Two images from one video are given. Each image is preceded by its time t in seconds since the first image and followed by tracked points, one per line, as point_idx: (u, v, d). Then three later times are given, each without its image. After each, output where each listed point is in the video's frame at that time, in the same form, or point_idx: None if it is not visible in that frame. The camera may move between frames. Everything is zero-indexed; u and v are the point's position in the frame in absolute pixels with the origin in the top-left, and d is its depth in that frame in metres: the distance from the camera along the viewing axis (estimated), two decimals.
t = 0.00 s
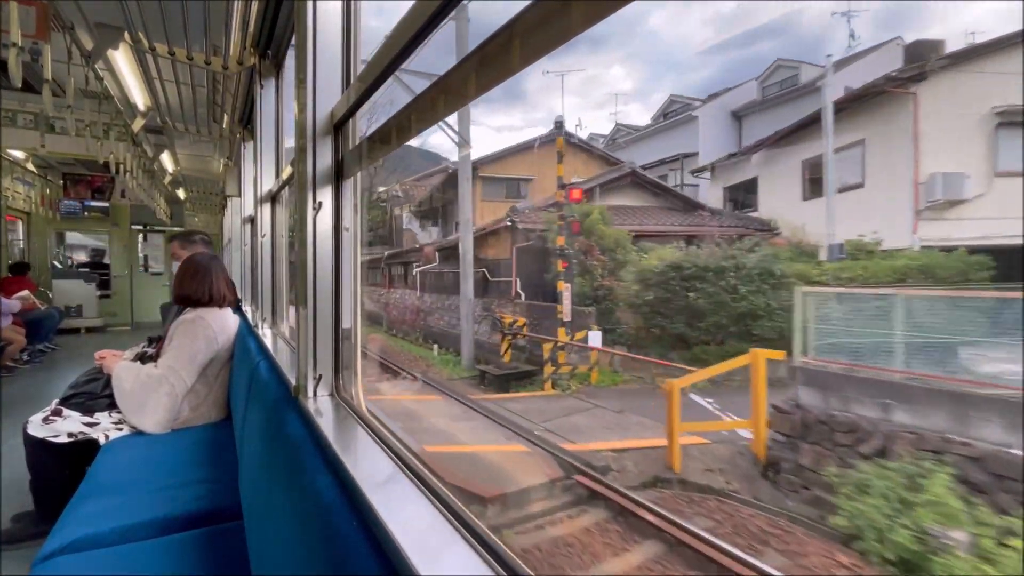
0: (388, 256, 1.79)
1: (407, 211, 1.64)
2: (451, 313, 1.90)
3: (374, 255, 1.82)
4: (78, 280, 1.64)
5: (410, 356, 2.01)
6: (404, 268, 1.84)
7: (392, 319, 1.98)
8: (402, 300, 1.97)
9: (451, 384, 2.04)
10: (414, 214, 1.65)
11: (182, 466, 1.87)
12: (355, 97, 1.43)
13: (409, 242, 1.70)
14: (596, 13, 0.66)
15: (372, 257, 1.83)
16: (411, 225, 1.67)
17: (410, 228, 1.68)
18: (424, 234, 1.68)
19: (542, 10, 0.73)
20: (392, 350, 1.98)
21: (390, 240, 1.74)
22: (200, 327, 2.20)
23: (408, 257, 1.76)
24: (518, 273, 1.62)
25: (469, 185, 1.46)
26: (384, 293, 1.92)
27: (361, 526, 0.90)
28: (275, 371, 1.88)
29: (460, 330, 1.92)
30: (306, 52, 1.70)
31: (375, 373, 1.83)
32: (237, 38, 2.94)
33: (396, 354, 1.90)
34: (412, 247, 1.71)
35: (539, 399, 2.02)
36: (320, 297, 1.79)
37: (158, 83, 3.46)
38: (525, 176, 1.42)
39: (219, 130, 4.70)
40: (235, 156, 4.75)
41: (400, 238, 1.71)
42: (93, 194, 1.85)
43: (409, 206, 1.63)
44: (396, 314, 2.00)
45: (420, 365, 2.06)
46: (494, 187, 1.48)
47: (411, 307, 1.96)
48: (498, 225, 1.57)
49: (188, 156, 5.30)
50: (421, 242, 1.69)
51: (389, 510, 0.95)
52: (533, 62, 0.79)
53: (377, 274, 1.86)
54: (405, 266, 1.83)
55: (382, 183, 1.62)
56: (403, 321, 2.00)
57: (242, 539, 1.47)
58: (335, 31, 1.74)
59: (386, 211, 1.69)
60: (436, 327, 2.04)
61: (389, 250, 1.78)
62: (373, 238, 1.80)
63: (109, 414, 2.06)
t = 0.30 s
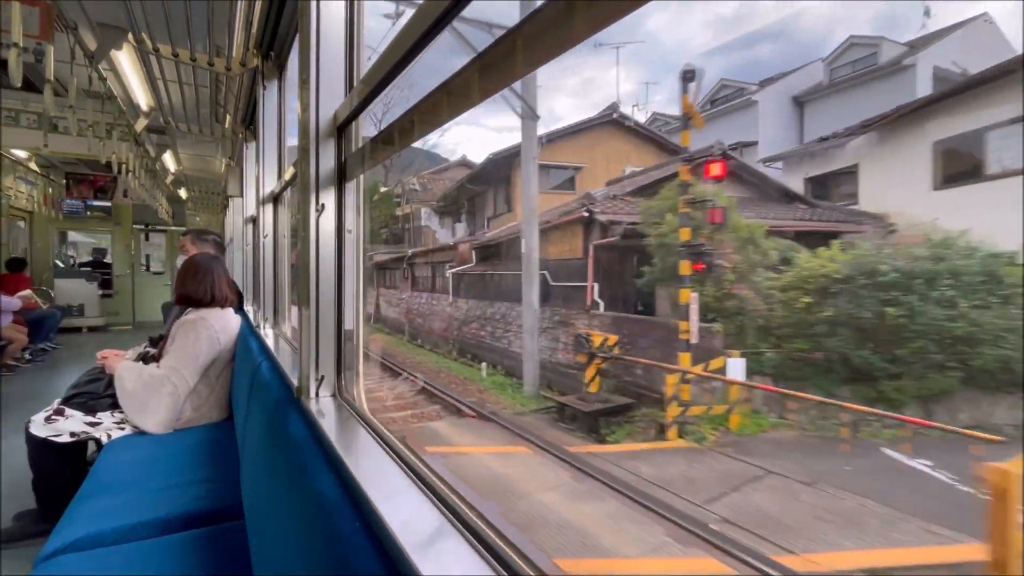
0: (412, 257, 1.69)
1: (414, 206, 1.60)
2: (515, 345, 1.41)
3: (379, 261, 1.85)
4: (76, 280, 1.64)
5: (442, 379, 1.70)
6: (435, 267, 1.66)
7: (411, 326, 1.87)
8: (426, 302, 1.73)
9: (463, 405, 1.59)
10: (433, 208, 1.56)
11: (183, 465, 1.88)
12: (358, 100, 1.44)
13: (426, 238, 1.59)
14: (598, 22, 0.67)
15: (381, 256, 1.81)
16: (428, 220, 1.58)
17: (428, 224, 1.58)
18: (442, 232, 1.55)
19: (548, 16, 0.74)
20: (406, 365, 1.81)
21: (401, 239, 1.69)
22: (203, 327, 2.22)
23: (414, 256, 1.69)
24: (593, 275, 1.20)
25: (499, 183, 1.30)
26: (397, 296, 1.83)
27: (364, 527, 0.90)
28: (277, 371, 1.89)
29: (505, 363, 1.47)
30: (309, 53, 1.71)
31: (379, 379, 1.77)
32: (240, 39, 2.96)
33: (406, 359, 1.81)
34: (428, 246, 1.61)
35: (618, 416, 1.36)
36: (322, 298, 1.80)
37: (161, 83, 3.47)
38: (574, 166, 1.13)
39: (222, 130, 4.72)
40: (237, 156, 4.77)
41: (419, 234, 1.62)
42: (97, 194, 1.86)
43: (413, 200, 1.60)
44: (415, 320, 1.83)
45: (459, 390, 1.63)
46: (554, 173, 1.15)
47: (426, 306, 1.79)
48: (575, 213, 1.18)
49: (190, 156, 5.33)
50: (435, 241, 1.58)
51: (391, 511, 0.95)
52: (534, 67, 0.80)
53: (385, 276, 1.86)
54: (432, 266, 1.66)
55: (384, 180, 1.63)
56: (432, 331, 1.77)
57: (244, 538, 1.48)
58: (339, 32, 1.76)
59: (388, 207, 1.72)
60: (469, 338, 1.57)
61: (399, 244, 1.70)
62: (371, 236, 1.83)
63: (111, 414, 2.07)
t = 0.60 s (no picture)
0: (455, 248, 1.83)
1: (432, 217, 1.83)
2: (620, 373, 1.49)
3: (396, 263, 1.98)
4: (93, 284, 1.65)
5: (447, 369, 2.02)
6: (477, 269, 1.85)
7: (445, 332, 2.08)
8: (468, 306, 1.95)
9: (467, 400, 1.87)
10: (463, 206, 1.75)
11: (194, 467, 1.91)
12: (364, 104, 1.45)
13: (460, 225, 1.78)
14: (606, 23, 0.67)
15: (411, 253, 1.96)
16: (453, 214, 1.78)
17: (456, 222, 1.78)
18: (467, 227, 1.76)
19: (553, 17, 0.74)
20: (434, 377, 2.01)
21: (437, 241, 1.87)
22: (214, 328, 2.26)
23: (427, 262, 1.98)
24: (730, 277, 1.07)
25: (553, 169, 1.38)
26: (426, 299, 2.08)
27: (373, 530, 0.90)
28: (287, 373, 1.91)
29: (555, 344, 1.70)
30: (316, 58, 1.73)
31: (416, 355, 2.11)
32: (248, 44, 3.02)
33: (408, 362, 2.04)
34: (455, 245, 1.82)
35: (689, 418, 1.28)
36: (331, 300, 1.82)
37: (171, 88, 3.53)
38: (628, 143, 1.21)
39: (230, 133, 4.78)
40: (247, 159, 4.82)
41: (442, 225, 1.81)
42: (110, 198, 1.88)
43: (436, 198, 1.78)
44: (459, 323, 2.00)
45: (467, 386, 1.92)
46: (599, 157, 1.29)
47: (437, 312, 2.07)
48: (703, 194, 1.11)
49: (200, 161, 5.41)
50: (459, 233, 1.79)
51: (400, 514, 0.95)
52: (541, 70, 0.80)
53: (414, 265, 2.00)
54: (474, 266, 1.85)
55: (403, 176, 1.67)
56: (477, 344, 1.99)
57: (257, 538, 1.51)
58: (345, 35, 1.77)
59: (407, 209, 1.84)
60: (520, 351, 1.84)
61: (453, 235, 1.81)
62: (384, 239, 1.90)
63: (125, 415, 2.11)
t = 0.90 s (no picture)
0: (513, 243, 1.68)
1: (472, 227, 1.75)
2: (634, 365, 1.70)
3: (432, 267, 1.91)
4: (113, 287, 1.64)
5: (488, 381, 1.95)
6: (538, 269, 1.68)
7: (494, 345, 1.93)
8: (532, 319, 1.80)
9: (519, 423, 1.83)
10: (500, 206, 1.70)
11: (206, 467, 1.93)
12: (369, 106, 1.46)
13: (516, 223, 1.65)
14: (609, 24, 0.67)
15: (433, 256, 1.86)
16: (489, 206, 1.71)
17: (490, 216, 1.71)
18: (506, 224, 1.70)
19: (557, 17, 0.74)
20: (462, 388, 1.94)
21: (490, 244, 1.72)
22: (225, 330, 2.29)
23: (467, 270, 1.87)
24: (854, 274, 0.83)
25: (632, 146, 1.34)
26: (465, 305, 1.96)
27: (382, 529, 0.90)
28: (296, 374, 1.93)
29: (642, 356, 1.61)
30: (320, 60, 1.74)
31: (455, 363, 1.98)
32: (254, 46, 3.05)
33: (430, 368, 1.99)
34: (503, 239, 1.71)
35: (822, 448, 1.16)
36: (339, 301, 1.82)
37: (178, 93, 3.57)
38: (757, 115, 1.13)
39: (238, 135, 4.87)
40: (254, 162, 4.87)
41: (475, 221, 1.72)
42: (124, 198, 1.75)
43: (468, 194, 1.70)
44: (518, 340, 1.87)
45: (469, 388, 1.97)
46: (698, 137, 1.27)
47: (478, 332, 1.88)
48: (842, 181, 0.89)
49: (208, 164, 5.46)
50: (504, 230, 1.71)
51: (409, 513, 0.96)
52: (545, 70, 0.81)
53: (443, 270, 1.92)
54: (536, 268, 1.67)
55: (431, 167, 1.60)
56: (542, 364, 1.85)
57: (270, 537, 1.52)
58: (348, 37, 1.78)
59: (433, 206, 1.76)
60: (605, 374, 1.72)
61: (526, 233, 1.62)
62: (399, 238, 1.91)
63: (138, 416, 2.15)
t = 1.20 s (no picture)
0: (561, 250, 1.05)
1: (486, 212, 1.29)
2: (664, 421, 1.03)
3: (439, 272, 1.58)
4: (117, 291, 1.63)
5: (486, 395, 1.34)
6: (589, 269, 0.98)
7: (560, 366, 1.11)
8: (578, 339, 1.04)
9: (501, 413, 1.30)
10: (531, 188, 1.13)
11: (212, 468, 1.95)
12: (372, 108, 1.47)
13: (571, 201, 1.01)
14: (607, 27, 0.68)
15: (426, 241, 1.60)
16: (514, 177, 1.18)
17: (532, 212, 1.13)
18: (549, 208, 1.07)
19: (558, 20, 0.75)
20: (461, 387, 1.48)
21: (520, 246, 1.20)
22: (230, 331, 2.30)
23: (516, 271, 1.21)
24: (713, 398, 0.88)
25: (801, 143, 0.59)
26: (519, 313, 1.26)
27: (388, 529, 0.91)
28: (302, 375, 1.94)
29: (733, 371, 0.77)
30: (323, 63, 1.75)
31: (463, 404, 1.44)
32: (257, 49, 3.09)
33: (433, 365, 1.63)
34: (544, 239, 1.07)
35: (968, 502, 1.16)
36: (343, 302, 1.85)
37: (183, 96, 3.61)
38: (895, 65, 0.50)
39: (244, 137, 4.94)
40: (258, 164, 4.91)
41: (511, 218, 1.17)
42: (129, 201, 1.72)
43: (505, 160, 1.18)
44: (601, 367, 1.00)
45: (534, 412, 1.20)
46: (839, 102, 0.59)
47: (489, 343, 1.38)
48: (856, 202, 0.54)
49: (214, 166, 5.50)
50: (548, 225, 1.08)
51: (415, 514, 0.96)
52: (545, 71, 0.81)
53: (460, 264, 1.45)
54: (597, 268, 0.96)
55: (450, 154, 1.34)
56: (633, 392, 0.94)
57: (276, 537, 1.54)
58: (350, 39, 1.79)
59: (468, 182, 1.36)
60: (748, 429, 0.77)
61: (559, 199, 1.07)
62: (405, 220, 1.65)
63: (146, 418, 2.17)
